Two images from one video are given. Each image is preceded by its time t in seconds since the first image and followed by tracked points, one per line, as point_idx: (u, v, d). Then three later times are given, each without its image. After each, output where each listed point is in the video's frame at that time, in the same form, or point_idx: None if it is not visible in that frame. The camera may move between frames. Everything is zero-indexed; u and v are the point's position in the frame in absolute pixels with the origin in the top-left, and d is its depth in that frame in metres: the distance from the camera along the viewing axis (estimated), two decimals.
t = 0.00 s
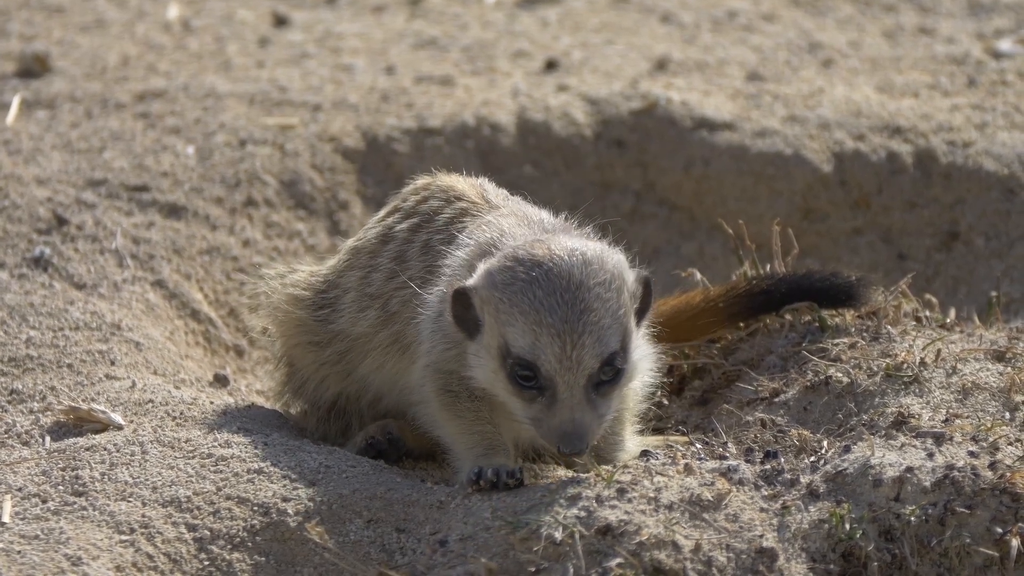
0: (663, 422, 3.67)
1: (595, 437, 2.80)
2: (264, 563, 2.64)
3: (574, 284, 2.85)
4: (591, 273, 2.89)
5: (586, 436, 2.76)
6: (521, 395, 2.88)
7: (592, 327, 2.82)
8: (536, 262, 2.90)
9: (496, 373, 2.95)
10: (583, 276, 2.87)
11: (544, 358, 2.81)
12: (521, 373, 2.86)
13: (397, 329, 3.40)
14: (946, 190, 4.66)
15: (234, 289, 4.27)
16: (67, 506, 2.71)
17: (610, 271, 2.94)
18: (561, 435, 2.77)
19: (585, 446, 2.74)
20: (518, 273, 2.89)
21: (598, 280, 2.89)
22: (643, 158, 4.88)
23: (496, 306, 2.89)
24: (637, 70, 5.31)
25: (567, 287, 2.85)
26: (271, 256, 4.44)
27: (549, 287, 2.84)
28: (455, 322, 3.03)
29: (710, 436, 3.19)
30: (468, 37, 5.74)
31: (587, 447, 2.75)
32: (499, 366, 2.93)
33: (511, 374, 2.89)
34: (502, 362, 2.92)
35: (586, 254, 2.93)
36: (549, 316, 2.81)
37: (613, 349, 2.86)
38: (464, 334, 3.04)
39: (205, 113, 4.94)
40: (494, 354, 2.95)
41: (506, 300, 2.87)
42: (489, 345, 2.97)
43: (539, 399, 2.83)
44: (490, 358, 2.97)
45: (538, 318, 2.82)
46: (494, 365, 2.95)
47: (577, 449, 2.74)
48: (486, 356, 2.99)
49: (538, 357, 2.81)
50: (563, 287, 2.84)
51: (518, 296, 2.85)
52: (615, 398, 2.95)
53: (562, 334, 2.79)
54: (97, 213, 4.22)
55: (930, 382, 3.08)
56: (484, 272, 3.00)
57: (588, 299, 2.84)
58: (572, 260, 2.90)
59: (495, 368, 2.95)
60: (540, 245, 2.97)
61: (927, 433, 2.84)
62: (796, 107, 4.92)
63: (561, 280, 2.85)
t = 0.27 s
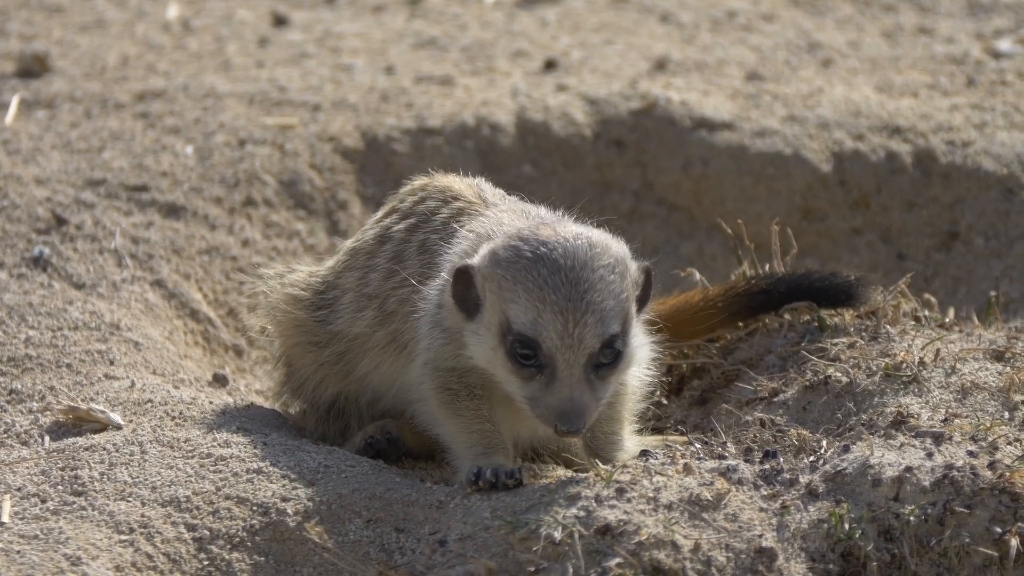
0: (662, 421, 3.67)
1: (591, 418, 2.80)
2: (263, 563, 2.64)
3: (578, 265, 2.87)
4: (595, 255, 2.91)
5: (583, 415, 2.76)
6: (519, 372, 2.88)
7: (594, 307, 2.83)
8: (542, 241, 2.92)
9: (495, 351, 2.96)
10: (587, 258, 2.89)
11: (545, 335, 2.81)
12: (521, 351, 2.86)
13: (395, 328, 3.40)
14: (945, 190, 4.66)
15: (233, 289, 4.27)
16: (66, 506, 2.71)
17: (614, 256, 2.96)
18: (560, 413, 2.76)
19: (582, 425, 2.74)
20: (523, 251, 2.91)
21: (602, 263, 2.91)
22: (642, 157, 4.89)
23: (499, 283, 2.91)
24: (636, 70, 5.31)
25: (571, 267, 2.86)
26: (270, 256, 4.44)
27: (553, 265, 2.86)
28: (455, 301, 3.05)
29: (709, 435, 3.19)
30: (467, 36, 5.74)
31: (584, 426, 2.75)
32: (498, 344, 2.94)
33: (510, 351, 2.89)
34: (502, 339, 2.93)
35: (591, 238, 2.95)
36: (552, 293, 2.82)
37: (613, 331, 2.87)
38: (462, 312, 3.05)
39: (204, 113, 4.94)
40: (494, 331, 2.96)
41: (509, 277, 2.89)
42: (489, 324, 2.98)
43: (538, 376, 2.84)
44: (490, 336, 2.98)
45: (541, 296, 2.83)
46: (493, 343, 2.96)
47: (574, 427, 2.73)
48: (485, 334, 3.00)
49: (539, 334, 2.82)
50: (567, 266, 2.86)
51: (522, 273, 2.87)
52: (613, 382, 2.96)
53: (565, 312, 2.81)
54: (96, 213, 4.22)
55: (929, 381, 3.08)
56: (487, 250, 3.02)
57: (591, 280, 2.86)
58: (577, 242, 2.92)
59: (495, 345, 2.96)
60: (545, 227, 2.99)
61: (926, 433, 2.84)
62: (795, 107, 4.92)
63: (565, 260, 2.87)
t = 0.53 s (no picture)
0: (663, 421, 3.68)
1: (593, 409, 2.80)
2: (264, 563, 2.64)
3: (581, 256, 2.86)
4: (598, 247, 2.90)
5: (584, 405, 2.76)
6: (521, 363, 2.88)
7: (596, 298, 2.83)
8: (544, 233, 2.91)
9: (497, 341, 2.96)
10: (589, 249, 2.88)
11: (547, 325, 2.81)
12: (523, 341, 2.87)
13: (398, 329, 3.40)
14: (946, 190, 4.66)
15: (234, 289, 4.27)
16: (67, 506, 2.71)
17: (617, 248, 2.95)
18: (561, 403, 2.76)
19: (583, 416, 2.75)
20: (525, 243, 2.90)
21: (605, 254, 2.90)
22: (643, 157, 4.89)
23: (501, 274, 2.91)
24: (637, 70, 5.31)
25: (573, 258, 2.85)
26: (271, 256, 4.44)
27: (556, 256, 2.85)
28: (456, 292, 3.06)
29: (710, 436, 3.19)
30: (468, 36, 5.74)
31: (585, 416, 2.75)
32: (501, 334, 2.94)
33: (512, 341, 2.90)
34: (504, 330, 2.93)
35: (594, 230, 2.95)
36: (554, 284, 2.82)
37: (615, 322, 2.87)
38: (465, 304, 3.06)
39: (205, 113, 4.94)
40: (496, 322, 2.96)
41: (511, 268, 2.88)
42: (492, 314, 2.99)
43: (539, 367, 2.84)
44: (492, 327, 2.98)
45: (543, 287, 2.82)
46: (495, 334, 2.96)
47: (576, 417, 2.74)
48: (487, 324, 3.00)
49: (541, 325, 2.82)
50: (569, 258, 2.85)
51: (524, 264, 2.87)
52: (615, 373, 2.96)
53: (567, 303, 2.80)
54: (97, 212, 4.22)
55: (930, 382, 3.08)
56: (490, 241, 3.02)
57: (594, 271, 2.85)
58: (579, 233, 2.91)
59: (496, 336, 2.96)
60: (548, 218, 2.99)
61: (927, 433, 2.84)
62: (796, 107, 4.92)
63: (568, 251, 2.86)
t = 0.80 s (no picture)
0: (663, 421, 3.68)
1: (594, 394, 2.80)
2: (264, 563, 2.64)
3: (577, 242, 2.87)
4: (594, 232, 2.91)
5: (585, 390, 2.76)
6: (522, 351, 2.88)
7: (594, 283, 2.83)
8: (540, 219, 2.92)
9: (498, 331, 2.96)
10: (586, 235, 2.89)
11: (546, 312, 2.82)
12: (523, 329, 2.87)
13: (400, 331, 3.41)
14: (946, 190, 4.66)
15: (235, 288, 4.27)
16: (67, 506, 2.71)
17: (613, 233, 2.96)
18: (562, 389, 2.76)
19: (585, 401, 2.75)
20: (521, 231, 2.91)
21: (601, 239, 2.91)
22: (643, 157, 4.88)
23: (499, 263, 2.92)
24: (638, 70, 5.31)
25: (570, 244, 2.86)
26: (271, 256, 4.44)
27: (553, 243, 2.86)
28: (456, 282, 3.07)
29: (710, 436, 3.19)
30: (468, 36, 5.74)
31: (586, 401, 2.75)
32: (501, 323, 2.95)
33: (512, 330, 2.90)
34: (504, 318, 2.93)
35: (590, 215, 2.95)
36: (552, 270, 2.83)
37: (614, 306, 2.87)
38: (465, 295, 3.08)
39: (206, 113, 4.94)
40: (496, 311, 2.97)
41: (509, 256, 2.89)
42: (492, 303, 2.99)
43: (540, 354, 2.84)
44: (491, 317, 2.99)
45: (540, 273, 2.83)
46: (496, 324, 2.97)
47: (578, 403, 2.74)
48: (488, 314, 3.01)
49: (540, 312, 2.83)
50: (566, 244, 2.86)
51: (521, 252, 2.88)
52: (616, 359, 2.96)
53: (565, 288, 2.81)
54: (98, 212, 4.22)
55: (930, 381, 3.08)
56: (487, 231, 3.04)
57: (591, 256, 2.86)
58: (575, 219, 2.92)
59: (497, 325, 2.97)
60: (544, 206, 3.00)
61: (927, 433, 2.84)
62: (796, 106, 4.91)
63: (564, 237, 2.87)
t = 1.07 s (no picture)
0: (664, 421, 3.68)
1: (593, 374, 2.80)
2: (265, 563, 2.64)
3: (577, 223, 2.87)
4: (594, 215, 2.91)
5: (584, 369, 2.76)
6: (521, 332, 2.88)
7: (594, 263, 2.83)
8: (540, 201, 2.92)
9: (498, 314, 2.96)
10: (585, 216, 2.89)
11: (546, 292, 2.82)
12: (523, 310, 2.87)
13: (401, 330, 3.41)
14: (947, 189, 4.66)
15: (235, 288, 4.27)
16: (69, 506, 2.71)
17: (613, 215, 2.96)
18: (560, 368, 2.76)
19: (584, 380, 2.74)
20: (521, 213, 2.91)
21: (601, 221, 2.91)
22: (643, 157, 4.88)
23: (499, 245, 2.92)
24: (638, 70, 5.31)
25: (569, 225, 2.86)
26: (272, 255, 4.44)
27: (552, 224, 2.86)
28: (456, 267, 3.08)
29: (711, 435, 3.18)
30: (469, 36, 5.73)
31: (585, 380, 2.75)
32: (501, 305, 2.95)
33: (512, 311, 2.90)
34: (504, 300, 2.93)
35: (590, 198, 2.95)
36: (551, 250, 2.82)
37: (614, 287, 2.87)
38: (465, 279, 3.08)
39: (206, 112, 4.94)
40: (496, 294, 2.97)
41: (508, 237, 2.89)
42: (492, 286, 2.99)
43: (539, 335, 2.84)
44: (491, 300, 3.00)
45: (540, 254, 2.83)
46: (496, 306, 2.97)
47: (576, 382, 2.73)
48: (488, 297, 3.01)
49: (540, 292, 2.82)
50: (566, 225, 2.86)
51: (521, 233, 2.87)
52: (615, 340, 2.96)
53: (565, 268, 2.81)
54: (98, 212, 4.22)
55: (932, 381, 3.08)
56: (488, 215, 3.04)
57: (591, 237, 2.86)
58: (575, 202, 2.92)
59: (497, 308, 2.97)
60: (544, 189, 2.99)
61: (929, 432, 2.84)
62: (797, 106, 4.91)
63: (564, 218, 2.87)
